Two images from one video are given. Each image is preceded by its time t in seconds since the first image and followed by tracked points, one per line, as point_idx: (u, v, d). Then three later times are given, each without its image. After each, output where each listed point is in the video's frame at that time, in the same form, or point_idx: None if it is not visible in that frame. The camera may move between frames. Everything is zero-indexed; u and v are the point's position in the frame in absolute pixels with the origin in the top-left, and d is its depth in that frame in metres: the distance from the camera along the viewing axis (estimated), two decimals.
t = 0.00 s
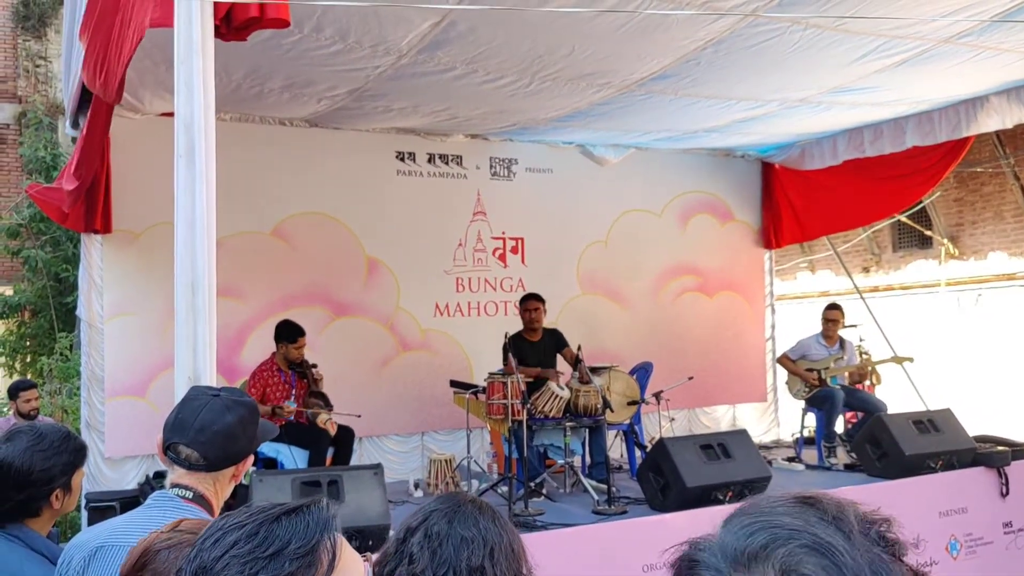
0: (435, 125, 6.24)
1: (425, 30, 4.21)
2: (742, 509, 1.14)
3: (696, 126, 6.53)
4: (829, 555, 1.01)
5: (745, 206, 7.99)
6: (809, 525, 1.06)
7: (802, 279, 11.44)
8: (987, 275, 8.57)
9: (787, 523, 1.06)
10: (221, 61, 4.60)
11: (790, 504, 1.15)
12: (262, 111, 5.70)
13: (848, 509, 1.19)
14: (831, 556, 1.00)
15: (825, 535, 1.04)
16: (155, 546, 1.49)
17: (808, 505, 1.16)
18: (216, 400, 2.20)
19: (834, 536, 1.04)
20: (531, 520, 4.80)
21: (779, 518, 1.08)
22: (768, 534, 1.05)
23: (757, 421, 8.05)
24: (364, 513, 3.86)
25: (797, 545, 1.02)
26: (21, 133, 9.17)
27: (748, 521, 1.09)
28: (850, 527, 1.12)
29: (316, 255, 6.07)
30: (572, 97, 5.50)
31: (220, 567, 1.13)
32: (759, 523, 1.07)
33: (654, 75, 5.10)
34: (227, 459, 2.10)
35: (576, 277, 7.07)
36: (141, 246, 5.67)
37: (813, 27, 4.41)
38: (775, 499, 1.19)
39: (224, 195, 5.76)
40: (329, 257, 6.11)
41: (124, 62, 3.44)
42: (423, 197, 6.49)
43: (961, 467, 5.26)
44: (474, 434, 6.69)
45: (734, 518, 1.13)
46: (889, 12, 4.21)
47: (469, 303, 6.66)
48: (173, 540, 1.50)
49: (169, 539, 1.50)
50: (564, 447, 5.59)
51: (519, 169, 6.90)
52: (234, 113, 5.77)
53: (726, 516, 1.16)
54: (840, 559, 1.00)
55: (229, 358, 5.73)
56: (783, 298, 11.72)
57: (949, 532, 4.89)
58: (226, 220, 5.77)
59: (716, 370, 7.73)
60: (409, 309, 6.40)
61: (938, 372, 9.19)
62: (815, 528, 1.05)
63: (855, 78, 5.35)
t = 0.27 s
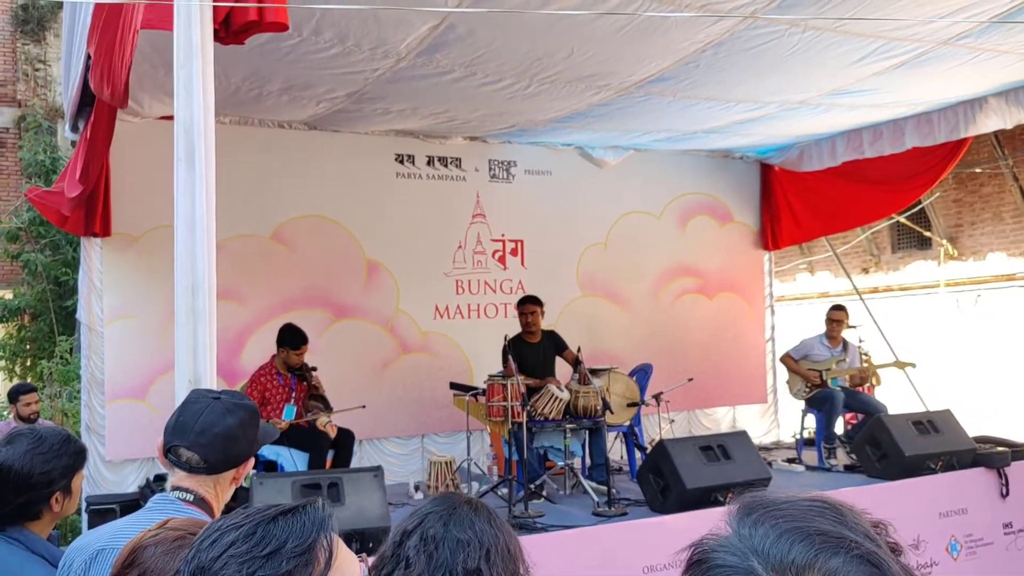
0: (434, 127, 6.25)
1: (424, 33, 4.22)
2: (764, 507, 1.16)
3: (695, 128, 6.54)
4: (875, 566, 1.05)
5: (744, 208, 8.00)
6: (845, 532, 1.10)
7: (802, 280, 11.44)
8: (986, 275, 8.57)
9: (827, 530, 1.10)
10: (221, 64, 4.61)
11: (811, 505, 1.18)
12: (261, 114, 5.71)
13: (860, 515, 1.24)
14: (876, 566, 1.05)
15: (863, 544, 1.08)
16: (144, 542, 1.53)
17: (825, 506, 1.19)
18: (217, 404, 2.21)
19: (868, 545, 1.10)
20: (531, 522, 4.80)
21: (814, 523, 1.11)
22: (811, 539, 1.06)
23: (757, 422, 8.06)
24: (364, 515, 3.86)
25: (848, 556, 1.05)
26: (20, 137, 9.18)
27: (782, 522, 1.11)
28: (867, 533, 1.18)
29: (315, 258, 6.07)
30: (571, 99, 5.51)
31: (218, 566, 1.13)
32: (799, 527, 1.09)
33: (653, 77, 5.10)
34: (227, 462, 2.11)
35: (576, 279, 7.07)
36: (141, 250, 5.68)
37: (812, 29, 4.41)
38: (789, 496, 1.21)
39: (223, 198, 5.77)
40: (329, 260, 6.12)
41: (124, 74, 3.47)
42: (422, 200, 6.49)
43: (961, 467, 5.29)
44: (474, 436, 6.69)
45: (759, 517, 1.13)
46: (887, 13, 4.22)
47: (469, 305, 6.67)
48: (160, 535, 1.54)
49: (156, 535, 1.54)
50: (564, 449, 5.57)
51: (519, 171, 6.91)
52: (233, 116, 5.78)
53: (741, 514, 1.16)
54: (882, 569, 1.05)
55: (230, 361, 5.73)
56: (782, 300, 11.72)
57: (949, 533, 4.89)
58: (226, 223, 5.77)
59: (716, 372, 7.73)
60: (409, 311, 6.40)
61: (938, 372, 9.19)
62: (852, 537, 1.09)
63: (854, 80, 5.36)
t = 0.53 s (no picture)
0: (434, 128, 6.26)
1: (423, 34, 4.22)
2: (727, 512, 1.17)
3: (694, 128, 6.54)
4: (813, 556, 1.03)
5: (744, 209, 8.00)
6: (794, 526, 1.09)
7: (802, 280, 11.45)
8: (986, 275, 8.58)
9: (774, 525, 1.09)
10: (220, 66, 4.61)
11: (773, 505, 1.18)
12: (261, 116, 5.72)
13: (836, 512, 1.22)
14: (815, 558, 1.03)
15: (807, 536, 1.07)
16: (135, 541, 1.53)
17: (788, 506, 1.19)
18: (216, 405, 2.21)
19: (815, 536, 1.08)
20: (531, 523, 4.80)
21: (763, 520, 1.10)
22: (753, 535, 1.07)
23: (758, 423, 8.06)
24: (363, 516, 3.87)
25: (786, 548, 1.04)
26: (20, 140, 9.19)
27: (733, 523, 1.11)
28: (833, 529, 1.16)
29: (315, 259, 6.07)
30: (570, 100, 5.52)
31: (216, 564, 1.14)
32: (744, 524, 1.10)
33: (652, 78, 5.11)
34: (228, 463, 2.11)
35: (576, 280, 7.07)
36: (141, 252, 5.68)
37: (811, 30, 4.42)
38: (757, 500, 1.21)
39: (223, 201, 5.77)
40: (329, 261, 6.12)
41: (128, 85, 3.49)
42: (422, 201, 6.50)
43: (961, 467, 5.29)
44: (475, 438, 6.69)
45: (719, 522, 1.14)
46: (886, 14, 4.22)
47: (469, 306, 6.67)
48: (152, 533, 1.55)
49: (146, 533, 1.55)
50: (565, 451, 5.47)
51: (518, 173, 6.91)
52: (233, 119, 5.79)
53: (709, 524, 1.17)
54: (824, 560, 1.04)
55: (230, 363, 5.74)
56: (782, 300, 11.73)
57: (949, 533, 4.88)
58: (226, 225, 5.78)
59: (716, 372, 7.73)
60: (409, 313, 6.40)
61: (939, 373, 9.20)
62: (801, 530, 1.08)
63: (853, 80, 5.36)
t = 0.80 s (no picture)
0: (434, 129, 6.26)
1: (424, 35, 4.23)
2: (752, 510, 1.16)
3: (694, 128, 6.55)
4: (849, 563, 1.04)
5: (744, 209, 8.00)
6: (827, 532, 1.09)
7: (803, 281, 11.44)
8: (986, 275, 8.59)
9: (806, 530, 1.08)
10: (221, 68, 4.62)
11: (799, 506, 1.18)
12: (261, 117, 5.73)
13: (856, 516, 1.23)
14: (852, 564, 1.03)
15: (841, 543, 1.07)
16: (132, 541, 1.53)
17: (815, 508, 1.19)
18: (217, 406, 2.20)
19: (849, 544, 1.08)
20: (532, 524, 4.80)
21: (794, 524, 1.10)
22: (788, 539, 1.06)
23: (759, 423, 8.05)
24: (364, 517, 3.86)
25: (822, 553, 1.04)
26: (21, 142, 9.20)
27: (763, 523, 1.11)
28: (859, 535, 1.16)
29: (316, 260, 6.07)
30: (571, 100, 5.52)
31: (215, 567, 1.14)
32: (776, 526, 1.09)
33: (653, 78, 5.11)
34: (228, 465, 2.11)
35: (577, 281, 7.07)
36: (142, 253, 5.68)
37: (812, 30, 4.42)
38: (781, 500, 1.21)
39: (224, 202, 5.78)
40: (330, 262, 6.12)
41: (133, 89, 3.49)
42: (423, 202, 6.50)
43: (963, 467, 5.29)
44: (476, 439, 6.69)
45: (746, 521, 1.13)
46: (886, 14, 4.22)
47: (470, 307, 6.67)
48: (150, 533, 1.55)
49: (143, 533, 1.55)
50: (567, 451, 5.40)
51: (519, 174, 6.92)
52: (233, 120, 5.79)
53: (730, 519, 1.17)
54: (859, 566, 1.04)
55: (231, 364, 5.74)
56: (783, 301, 11.72)
57: (951, 533, 4.88)
58: (227, 227, 5.78)
59: (717, 373, 7.73)
60: (410, 314, 6.40)
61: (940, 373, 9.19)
62: (833, 535, 1.08)
63: (853, 80, 5.36)
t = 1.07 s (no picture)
0: (435, 130, 6.27)
1: (425, 35, 4.22)
2: (763, 510, 1.16)
3: (695, 128, 6.55)
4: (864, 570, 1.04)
5: (745, 209, 8.00)
6: (840, 537, 1.09)
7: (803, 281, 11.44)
8: (988, 275, 8.59)
9: (820, 535, 1.09)
10: (221, 68, 4.62)
11: (810, 507, 1.18)
12: (262, 118, 5.73)
13: (863, 515, 1.23)
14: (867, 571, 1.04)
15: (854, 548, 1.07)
16: (137, 540, 1.53)
17: (826, 509, 1.19)
18: (219, 407, 2.20)
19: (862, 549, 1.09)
20: (534, 525, 4.80)
21: (807, 527, 1.10)
22: (802, 543, 1.06)
23: (760, 423, 8.05)
24: (366, 518, 3.86)
25: (837, 560, 1.05)
26: (22, 143, 9.21)
27: (775, 525, 1.11)
28: (870, 537, 1.16)
29: (317, 261, 6.07)
30: (571, 100, 5.52)
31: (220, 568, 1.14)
32: (790, 530, 1.09)
33: (653, 78, 5.11)
34: (230, 466, 2.11)
35: (577, 281, 7.07)
36: (143, 254, 5.68)
37: (813, 29, 4.42)
38: (792, 500, 1.21)
39: (224, 203, 5.78)
40: (330, 263, 6.12)
41: (136, 90, 3.49)
42: (424, 202, 6.50)
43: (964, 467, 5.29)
44: (477, 439, 6.68)
45: (758, 520, 1.14)
46: (887, 13, 4.22)
47: (471, 308, 6.67)
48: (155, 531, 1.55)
49: (148, 532, 1.55)
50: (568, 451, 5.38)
51: (519, 174, 6.92)
52: (234, 121, 5.79)
53: (740, 517, 1.17)
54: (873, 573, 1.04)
55: (232, 365, 5.74)
56: (784, 300, 11.72)
57: (952, 533, 4.88)
58: (228, 227, 5.78)
59: (718, 374, 7.73)
60: (411, 314, 6.40)
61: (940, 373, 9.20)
62: (846, 540, 1.09)
63: (854, 79, 5.36)
